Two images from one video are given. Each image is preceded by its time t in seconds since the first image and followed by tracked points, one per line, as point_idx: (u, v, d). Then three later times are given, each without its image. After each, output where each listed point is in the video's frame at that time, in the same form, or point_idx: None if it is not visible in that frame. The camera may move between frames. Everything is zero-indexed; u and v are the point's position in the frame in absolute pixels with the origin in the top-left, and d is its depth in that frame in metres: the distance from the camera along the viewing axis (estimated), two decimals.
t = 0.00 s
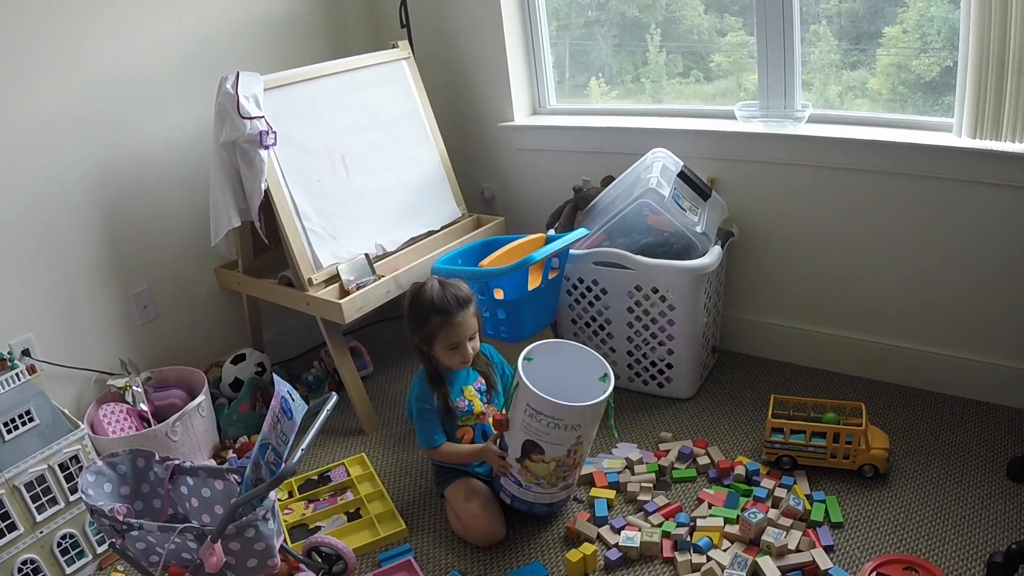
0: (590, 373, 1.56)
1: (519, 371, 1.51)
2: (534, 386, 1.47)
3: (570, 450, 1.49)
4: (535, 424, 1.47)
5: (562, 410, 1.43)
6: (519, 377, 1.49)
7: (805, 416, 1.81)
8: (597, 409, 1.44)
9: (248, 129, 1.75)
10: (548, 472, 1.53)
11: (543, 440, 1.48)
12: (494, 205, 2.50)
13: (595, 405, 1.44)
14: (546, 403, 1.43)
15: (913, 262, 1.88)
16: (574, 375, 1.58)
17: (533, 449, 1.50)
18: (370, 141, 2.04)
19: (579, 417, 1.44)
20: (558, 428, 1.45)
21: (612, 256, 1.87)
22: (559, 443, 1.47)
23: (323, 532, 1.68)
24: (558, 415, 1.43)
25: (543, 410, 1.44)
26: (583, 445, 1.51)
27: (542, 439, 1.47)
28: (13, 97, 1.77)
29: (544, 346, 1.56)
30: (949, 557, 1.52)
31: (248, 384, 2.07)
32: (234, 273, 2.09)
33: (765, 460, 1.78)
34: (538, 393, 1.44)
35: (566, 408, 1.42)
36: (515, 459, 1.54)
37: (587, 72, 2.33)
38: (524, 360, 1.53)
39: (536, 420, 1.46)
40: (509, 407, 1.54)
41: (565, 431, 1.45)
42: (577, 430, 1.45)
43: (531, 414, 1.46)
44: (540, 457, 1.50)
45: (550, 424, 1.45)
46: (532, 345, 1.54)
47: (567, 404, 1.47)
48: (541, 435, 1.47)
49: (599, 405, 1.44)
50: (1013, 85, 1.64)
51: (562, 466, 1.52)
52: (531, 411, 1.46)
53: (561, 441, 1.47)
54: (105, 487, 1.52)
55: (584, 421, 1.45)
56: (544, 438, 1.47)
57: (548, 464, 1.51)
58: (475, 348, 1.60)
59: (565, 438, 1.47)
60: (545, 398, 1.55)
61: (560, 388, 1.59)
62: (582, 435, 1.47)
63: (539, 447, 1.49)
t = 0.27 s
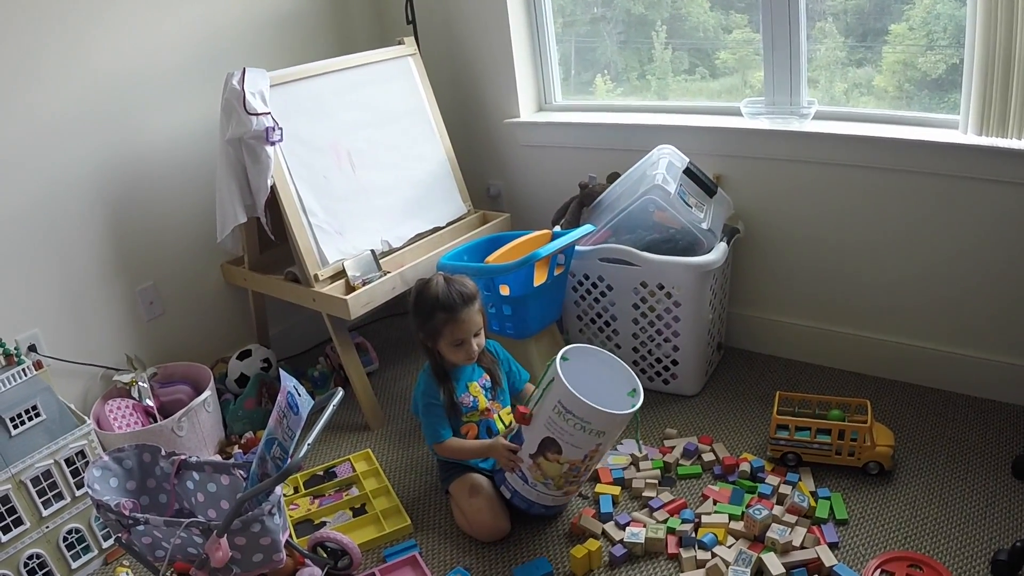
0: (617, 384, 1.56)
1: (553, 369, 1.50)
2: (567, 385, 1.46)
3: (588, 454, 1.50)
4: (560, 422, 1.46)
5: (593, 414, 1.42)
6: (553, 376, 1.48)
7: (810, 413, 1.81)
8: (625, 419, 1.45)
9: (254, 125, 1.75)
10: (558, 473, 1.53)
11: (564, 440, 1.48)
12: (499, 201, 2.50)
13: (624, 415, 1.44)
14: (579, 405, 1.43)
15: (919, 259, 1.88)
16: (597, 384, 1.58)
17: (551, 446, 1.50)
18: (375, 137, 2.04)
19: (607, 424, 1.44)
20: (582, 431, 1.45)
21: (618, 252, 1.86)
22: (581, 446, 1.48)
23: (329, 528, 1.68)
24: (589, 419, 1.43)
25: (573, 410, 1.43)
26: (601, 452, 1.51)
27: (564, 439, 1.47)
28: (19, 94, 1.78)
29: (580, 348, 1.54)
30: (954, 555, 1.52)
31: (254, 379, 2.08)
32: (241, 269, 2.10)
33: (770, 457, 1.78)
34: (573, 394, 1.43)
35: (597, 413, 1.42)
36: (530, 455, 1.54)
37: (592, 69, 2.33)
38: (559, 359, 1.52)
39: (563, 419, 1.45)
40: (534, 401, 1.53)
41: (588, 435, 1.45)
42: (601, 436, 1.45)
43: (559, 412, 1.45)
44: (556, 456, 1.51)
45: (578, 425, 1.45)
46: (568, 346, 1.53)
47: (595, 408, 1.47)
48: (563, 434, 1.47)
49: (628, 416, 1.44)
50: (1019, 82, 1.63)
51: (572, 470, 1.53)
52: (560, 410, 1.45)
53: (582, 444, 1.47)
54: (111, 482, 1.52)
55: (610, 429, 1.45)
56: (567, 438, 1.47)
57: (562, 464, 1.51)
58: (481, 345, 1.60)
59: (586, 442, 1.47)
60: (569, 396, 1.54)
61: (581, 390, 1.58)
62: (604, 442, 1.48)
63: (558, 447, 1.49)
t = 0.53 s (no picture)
0: (614, 384, 1.56)
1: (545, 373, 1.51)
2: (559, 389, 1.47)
3: (583, 457, 1.50)
4: (553, 427, 1.47)
5: (584, 417, 1.43)
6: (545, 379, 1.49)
7: (810, 414, 1.81)
8: (618, 421, 1.45)
9: (256, 125, 1.76)
10: (555, 476, 1.54)
11: (559, 444, 1.48)
12: (500, 201, 2.50)
13: (616, 417, 1.45)
14: (571, 408, 1.44)
15: (919, 261, 1.88)
16: (596, 385, 1.58)
17: (546, 451, 1.51)
18: (377, 138, 2.05)
19: (599, 427, 1.44)
20: (576, 435, 1.46)
21: (618, 253, 1.87)
22: (574, 450, 1.48)
23: (329, 527, 1.69)
24: (579, 421, 1.44)
25: (565, 414, 1.45)
26: (597, 455, 1.52)
27: (558, 443, 1.48)
28: (21, 93, 1.78)
29: (572, 351, 1.55)
30: (953, 555, 1.52)
31: (255, 378, 2.08)
32: (242, 269, 2.10)
33: (769, 458, 1.78)
34: (564, 398, 1.44)
35: (588, 416, 1.43)
36: (526, 459, 1.54)
37: (593, 70, 2.33)
38: (552, 362, 1.53)
39: (556, 424, 1.46)
40: (528, 406, 1.54)
41: (582, 438, 1.46)
42: (594, 439, 1.46)
43: (551, 417, 1.47)
44: (551, 460, 1.51)
45: (570, 429, 1.45)
46: (560, 349, 1.54)
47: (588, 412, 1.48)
48: (557, 439, 1.48)
49: (620, 418, 1.45)
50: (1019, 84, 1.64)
51: (570, 472, 1.53)
52: (553, 414, 1.46)
53: (577, 448, 1.48)
54: (111, 481, 1.53)
55: (603, 432, 1.46)
56: (561, 442, 1.48)
57: (558, 468, 1.52)
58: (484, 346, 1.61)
59: (580, 445, 1.48)
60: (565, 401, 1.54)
61: (580, 397, 1.58)
62: (598, 445, 1.48)
63: (553, 450, 1.50)
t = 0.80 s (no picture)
0: (611, 387, 1.57)
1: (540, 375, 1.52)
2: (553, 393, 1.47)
3: (578, 461, 1.51)
4: (548, 431, 1.48)
5: (577, 421, 1.44)
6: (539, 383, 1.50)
7: (810, 411, 1.82)
8: (611, 425, 1.46)
9: (257, 122, 1.76)
10: (551, 478, 1.54)
11: (554, 448, 1.49)
12: (501, 199, 2.51)
13: (609, 421, 1.45)
14: (564, 413, 1.44)
15: (918, 258, 1.89)
16: (593, 386, 1.59)
17: (542, 454, 1.51)
18: (377, 135, 2.05)
19: (592, 432, 1.45)
20: (570, 439, 1.47)
21: (619, 250, 1.87)
22: (569, 454, 1.49)
23: (329, 523, 1.69)
24: (572, 426, 1.45)
25: (558, 418, 1.45)
26: (592, 457, 1.52)
27: (553, 446, 1.49)
28: (22, 90, 1.78)
29: (569, 353, 1.56)
30: (952, 552, 1.53)
31: (256, 375, 2.09)
32: (243, 266, 2.11)
33: (769, 455, 1.79)
34: (557, 401, 1.45)
35: (580, 420, 1.43)
36: (522, 461, 1.55)
37: (594, 68, 2.34)
38: (547, 365, 1.54)
39: (550, 428, 1.47)
40: (524, 408, 1.55)
41: (576, 442, 1.47)
42: (588, 443, 1.47)
43: (545, 421, 1.47)
44: (547, 463, 1.52)
45: (564, 433, 1.46)
46: (556, 351, 1.55)
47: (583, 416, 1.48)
48: (552, 442, 1.49)
49: (614, 421, 1.45)
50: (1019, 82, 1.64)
51: (566, 474, 1.53)
52: (547, 418, 1.47)
53: (571, 452, 1.48)
54: (113, 477, 1.53)
55: (596, 436, 1.46)
56: (556, 445, 1.49)
57: (553, 471, 1.53)
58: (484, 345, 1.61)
59: (575, 449, 1.48)
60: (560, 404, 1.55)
61: (576, 399, 1.59)
62: (593, 448, 1.49)
63: (548, 453, 1.51)
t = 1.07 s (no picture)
0: (609, 390, 1.57)
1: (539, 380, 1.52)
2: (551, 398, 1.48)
3: (575, 465, 1.51)
4: (545, 436, 1.48)
5: (575, 426, 1.44)
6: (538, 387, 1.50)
7: (808, 414, 1.82)
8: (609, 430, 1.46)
9: (257, 124, 1.76)
10: (549, 481, 1.55)
11: (552, 452, 1.50)
12: (501, 200, 2.51)
13: (606, 426, 1.46)
14: (561, 417, 1.45)
15: (917, 262, 1.89)
16: (591, 390, 1.59)
17: (540, 458, 1.52)
18: (378, 136, 2.05)
19: (591, 436, 1.45)
20: (568, 443, 1.47)
21: (618, 252, 1.88)
22: (566, 458, 1.49)
23: (328, 524, 1.70)
24: (570, 431, 1.45)
25: (556, 423, 1.46)
26: (590, 461, 1.53)
27: (551, 450, 1.49)
28: (24, 91, 1.79)
29: (567, 357, 1.56)
30: (950, 555, 1.53)
31: (256, 376, 2.09)
32: (243, 268, 2.11)
33: (767, 458, 1.79)
34: (555, 406, 1.45)
35: (578, 425, 1.44)
36: (521, 463, 1.56)
37: (594, 70, 2.34)
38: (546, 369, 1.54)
39: (548, 432, 1.48)
40: (522, 411, 1.55)
41: (574, 447, 1.47)
42: (586, 447, 1.47)
43: (543, 426, 1.48)
44: (545, 466, 1.52)
45: (562, 438, 1.46)
46: (554, 355, 1.55)
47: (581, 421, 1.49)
48: (550, 447, 1.49)
49: (612, 426, 1.46)
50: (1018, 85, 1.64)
51: (564, 478, 1.54)
52: (545, 422, 1.47)
53: (569, 456, 1.49)
54: (113, 477, 1.53)
55: (594, 440, 1.47)
56: (554, 449, 1.49)
57: (551, 474, 1.53)
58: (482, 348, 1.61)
59: (573, 453, 1.49)
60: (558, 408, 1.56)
61: (574, 403, 1.60)
62: (591, 452, 1.49)
63: (546, 457, 1.51)
